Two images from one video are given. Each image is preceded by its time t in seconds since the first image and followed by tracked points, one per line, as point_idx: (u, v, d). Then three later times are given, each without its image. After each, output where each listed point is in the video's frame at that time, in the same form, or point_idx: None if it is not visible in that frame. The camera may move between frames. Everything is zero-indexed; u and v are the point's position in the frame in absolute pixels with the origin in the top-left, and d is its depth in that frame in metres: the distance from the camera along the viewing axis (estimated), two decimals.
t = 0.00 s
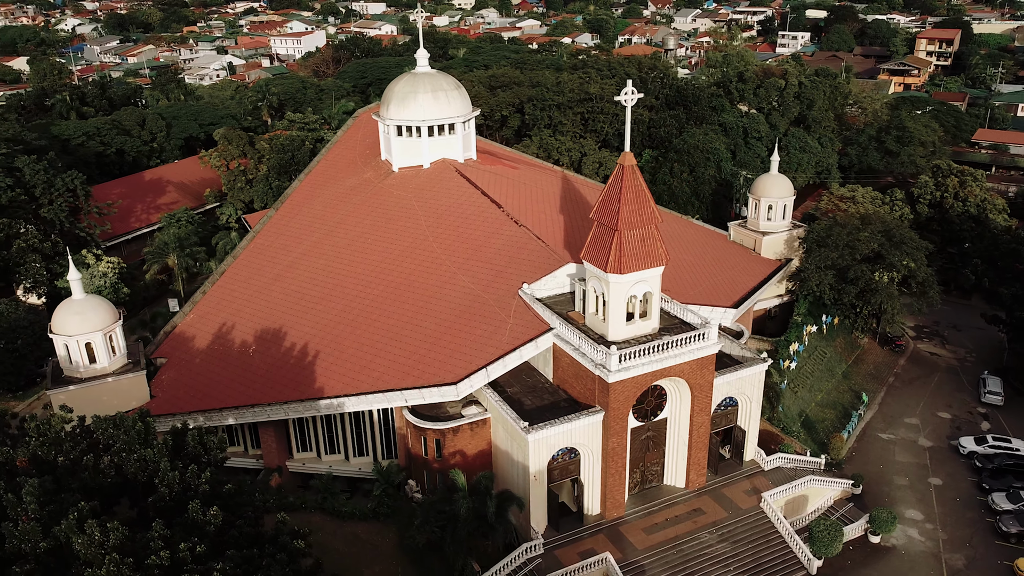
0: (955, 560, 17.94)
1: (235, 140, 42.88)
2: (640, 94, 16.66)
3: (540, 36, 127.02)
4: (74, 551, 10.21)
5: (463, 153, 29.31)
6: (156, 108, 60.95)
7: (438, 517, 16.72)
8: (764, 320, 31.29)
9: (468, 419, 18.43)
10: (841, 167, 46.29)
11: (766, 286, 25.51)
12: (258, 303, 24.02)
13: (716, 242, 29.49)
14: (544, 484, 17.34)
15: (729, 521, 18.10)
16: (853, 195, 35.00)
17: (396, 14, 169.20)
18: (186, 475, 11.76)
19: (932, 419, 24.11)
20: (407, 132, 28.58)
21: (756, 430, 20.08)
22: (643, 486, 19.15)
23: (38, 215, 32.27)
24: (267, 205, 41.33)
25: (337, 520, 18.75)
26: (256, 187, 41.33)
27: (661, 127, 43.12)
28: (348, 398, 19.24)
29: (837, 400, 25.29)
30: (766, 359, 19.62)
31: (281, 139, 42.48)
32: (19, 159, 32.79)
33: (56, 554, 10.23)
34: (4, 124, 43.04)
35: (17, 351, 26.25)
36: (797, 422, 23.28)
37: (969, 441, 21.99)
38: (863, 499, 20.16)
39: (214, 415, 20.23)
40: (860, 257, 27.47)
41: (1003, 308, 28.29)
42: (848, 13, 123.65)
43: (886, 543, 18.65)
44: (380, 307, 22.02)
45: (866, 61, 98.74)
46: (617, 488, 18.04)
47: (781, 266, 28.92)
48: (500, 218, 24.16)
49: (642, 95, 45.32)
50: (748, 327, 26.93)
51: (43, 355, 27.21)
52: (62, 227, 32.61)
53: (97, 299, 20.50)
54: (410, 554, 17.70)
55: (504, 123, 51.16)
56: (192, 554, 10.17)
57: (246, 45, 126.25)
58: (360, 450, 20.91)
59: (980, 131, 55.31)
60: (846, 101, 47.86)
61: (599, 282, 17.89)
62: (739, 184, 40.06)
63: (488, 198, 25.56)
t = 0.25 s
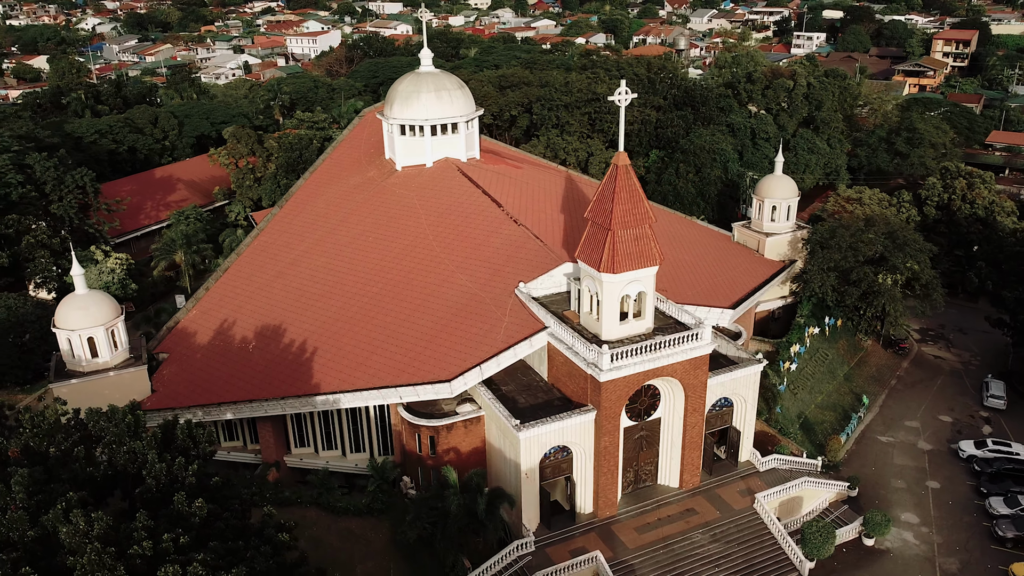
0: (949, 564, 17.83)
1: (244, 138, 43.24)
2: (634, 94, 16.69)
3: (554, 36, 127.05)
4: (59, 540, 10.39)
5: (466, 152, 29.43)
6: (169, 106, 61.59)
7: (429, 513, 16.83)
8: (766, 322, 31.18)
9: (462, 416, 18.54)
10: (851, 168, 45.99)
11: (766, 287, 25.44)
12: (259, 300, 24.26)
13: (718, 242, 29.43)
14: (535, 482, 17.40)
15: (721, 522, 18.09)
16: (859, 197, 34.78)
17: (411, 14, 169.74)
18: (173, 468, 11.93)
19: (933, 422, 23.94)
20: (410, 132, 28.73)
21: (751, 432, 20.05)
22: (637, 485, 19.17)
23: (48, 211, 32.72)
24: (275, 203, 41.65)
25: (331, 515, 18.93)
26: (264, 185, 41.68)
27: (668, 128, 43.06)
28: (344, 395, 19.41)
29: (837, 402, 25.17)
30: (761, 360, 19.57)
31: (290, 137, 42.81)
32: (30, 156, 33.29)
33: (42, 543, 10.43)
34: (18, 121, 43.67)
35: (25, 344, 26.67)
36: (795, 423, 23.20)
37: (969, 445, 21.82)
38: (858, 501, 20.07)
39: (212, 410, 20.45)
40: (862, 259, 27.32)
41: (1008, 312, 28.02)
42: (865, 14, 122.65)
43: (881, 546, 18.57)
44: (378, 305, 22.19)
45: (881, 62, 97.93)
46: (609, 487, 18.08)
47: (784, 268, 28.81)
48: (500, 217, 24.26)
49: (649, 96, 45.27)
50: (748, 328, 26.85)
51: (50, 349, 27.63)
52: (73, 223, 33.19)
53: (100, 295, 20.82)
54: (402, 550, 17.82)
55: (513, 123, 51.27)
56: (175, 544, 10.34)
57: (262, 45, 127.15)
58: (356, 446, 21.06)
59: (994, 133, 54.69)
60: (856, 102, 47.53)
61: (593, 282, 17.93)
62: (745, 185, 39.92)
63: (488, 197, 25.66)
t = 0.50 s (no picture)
0: (943, 568, 17.75)
1: (251, 137, 43.59)
2: (629, 94, 16.72)
3: (566, 36, 127.02)
4: (47, 530, 10.55)
5: (468, 152, 29.57)
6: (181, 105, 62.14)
7: (422, 510, 16.93)
8: (769, 323, 31.09)
9: (457, 414, 18.64)
10: (859, 169, 45.70)
11: (766, 288, 25.41)
12: (261, 297, 24.47)
13: (720, 243, 29.41)
14: (528, 480, 17.49)
15: (714, 523, 18.09)
16: (865, 198, 34.59)
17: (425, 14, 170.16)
18: (162, 461, 12.09)
19: (933, 425, 23.80)
20: (413, 131, 28.89)
21: (747, 433, 20.02)
22: (631, 485, 19.20)
23: (57, 208, 33.13)
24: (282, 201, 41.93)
25: (327, 511, 19.09)
26: (271, 183, 41.96)
27: (674, 128, 42.98)
28: (340, 392, 19.55)
29: (837, 404, 25.09)
30: (757, 361, 19.55)
31: (297, 136, 43.08)
32: (39, 154, 33.72)
33: (31, 533, 10.64)
34: (30, 119, 44.24)
35: (31, 339, 27.04)
36: (793, 425, 23.15)
37: (968, 448, 21.68)
38: (854, 504, 20.01)
39: (211, 405, 20.66)
40: (864, 260, 27.18)
41: (1012, 315, 27.78)
42: (879, 14, 121.68)
43: (875, 549, 18.51)
44: (377, 303, 22.34)
45: (895, 63, 97.19)
46: (602, 487, 18.12)
47: (786, 269, 28.72)
48: (500, 216, 24.34)
49: (656, 96, 45.23)
50: (749, 330, 26.81)
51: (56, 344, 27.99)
52: (81, 220, 33.48)
53: (102, 291, 21.06)
54: (396, 546, 17.95)
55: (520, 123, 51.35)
56: (161, 536, 10.50)
57: (276, 44, 127.86)
58: (353, 443, 21.20)
59: (1007, 135, 54.13)
60: (865, 103, 47.23)
61: (588, 281, 17.99)
62: (751, 185, 39.80)
63: (489, 196, 25.75)
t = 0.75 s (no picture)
0: (937, 572, 17.66)
1: (260, 136, 43.98)
2: (622, 95, 16.75)
3: (581, 37, 126.85)
4: (34, 519, 10.73)
5: (471, 151, 29.72)
6: (194, 104, 62.71)
7: (413, 507, 17.05)
8: (771, 325, 30.98)
9: (450, 412, 18.76)
10: (868, 171, 45.40)
11: (767, 289, 25.36)
12: (262, 294, 24.70)
13: (722, 244, 29.38)
14: (519, 478, 17.57)
15: (706, 523, 18.10)
16: (872, 200, 34.38)
17: (440, 14, 170.53)
18: (151, 453, 12.28)
19: (934, 429, 23.64)
20: (416, 130, 29.07)
21: (742, 433, 19.98)
22: (624, 484, 19.23)
23: (66, 205, 33.57)
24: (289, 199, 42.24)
25: (322, 506, 19.27)
26: (279, 182, 42.29)
27: (681, 129, 42.90)
28: (336, 388, 19.70)
29: (837, 406, 24.98)
30: (752, 362, 19.52)
31: (305, 135, 43.40)
32: (50, 151, 34.19)
33: (19, 522, 10.83)
34: (44, 117, 44.85)
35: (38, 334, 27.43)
36: (791, 427, 23.08)
37: (967, 452, 21.51)
38: (849, 506, 19.93)
39: (210, 400, 20.89)
40: (867, 262, 27.03)
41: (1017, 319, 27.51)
42: (896, 15, 120.61)
43: (868, 552, 18.43)
44: (375, 301, 22.50)
45: (910, 64, 96.35)
46: (594, 486, 18.17)
47: (788, 271, 28.63)
48: (499, 215, 24.45)
49: (663, 97, 45.16)
50: (749, 331, 26.74)
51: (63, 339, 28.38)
52: (90, 217, 33.83)
53: (104, 286, 21.34)
54: (388, 542, 18.08)
55: (529, 123, 51.42)
56: (145, 526, 10.67)
57: (291, 43, 128.70)
58: (350, 439, 21.37)
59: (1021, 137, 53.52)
60: (874, 105, 46.89)
61: (582, 281, 18.05)
62: (757, 187, 39.68)
63: (489, 195, 25.85)
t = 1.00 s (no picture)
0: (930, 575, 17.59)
1: (267, 134, 44.32)
2: (617, 95, 16.78)
3: (593, 37, 126.69)
4: (23, 510, 10.90)
5: (474, 150, 29.84)
6: (205, 102, 63.19)
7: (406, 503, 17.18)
8: (774, 326, 30.88)
9: (445, 409, 18.87)
10: (876, 173, 45.11)
11: (766, 290, 25.33)
12: (263, 291, 24.91)
13: (723, 245, 29.35)
14: (512, 476, 17.66)
15: (699, 523, 18.12)
16: (877, 201, 34.19)
17: (453, 13, 170.84)
18: (141, 445, 12.44)
19: (933, 431, 23.51)
20: (419, 129, 29.20)
21: (737, 434, 19.97)
22: (618, 483, 19.27)
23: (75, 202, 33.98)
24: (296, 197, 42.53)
25: (318, 502, 19.44)
26: (286, 180, 42.60)
27: (687, 129, 42.81)
28: (332, 384, 19.84)
29: (836, 408, 24.90)
30: (747, 362, 19.51)
31: (311, 134, 43.69)
32: (59, 148, 34.61)
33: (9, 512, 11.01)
34: (55, 115, 45.37)
35: (44, 328, 27.80)
36: (789, 428, 23.03)
37: (966, 455, 21.37)
38: (845, 508, 19.89)
39: (210, 395, 21.11)
40: (869, 264, 26.89)
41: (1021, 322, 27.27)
42: (911, 16, 119.66)
43: (862, 554, 18.39)
44: (373, 299, 22.65)
45: (924, 65, 95.58)
46: (587, 484, 18.22)
47: (790, 273, 28.56)
48: (499, 215, 24.55)
49: (670, 97, 45.10)
50: (750, 332, 26.71)
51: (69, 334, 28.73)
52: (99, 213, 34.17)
53: (106, 281, 21.58)
54: (382, 537, 18.21)
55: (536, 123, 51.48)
56: (132, 517, 10.83)
57: (305, 42, 129.34)
58: (348, 435, 21.52)
59: None
60: (883, 106, 46.60)
61: (576, 280, 18.10)
62: (762, 187, 39.57)
63: (490, 194, 25.96)
